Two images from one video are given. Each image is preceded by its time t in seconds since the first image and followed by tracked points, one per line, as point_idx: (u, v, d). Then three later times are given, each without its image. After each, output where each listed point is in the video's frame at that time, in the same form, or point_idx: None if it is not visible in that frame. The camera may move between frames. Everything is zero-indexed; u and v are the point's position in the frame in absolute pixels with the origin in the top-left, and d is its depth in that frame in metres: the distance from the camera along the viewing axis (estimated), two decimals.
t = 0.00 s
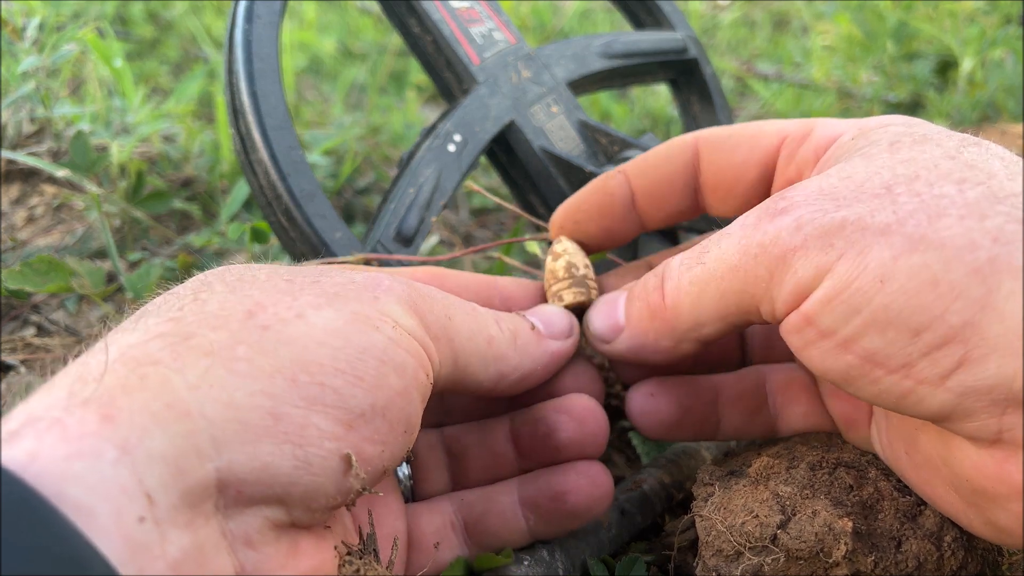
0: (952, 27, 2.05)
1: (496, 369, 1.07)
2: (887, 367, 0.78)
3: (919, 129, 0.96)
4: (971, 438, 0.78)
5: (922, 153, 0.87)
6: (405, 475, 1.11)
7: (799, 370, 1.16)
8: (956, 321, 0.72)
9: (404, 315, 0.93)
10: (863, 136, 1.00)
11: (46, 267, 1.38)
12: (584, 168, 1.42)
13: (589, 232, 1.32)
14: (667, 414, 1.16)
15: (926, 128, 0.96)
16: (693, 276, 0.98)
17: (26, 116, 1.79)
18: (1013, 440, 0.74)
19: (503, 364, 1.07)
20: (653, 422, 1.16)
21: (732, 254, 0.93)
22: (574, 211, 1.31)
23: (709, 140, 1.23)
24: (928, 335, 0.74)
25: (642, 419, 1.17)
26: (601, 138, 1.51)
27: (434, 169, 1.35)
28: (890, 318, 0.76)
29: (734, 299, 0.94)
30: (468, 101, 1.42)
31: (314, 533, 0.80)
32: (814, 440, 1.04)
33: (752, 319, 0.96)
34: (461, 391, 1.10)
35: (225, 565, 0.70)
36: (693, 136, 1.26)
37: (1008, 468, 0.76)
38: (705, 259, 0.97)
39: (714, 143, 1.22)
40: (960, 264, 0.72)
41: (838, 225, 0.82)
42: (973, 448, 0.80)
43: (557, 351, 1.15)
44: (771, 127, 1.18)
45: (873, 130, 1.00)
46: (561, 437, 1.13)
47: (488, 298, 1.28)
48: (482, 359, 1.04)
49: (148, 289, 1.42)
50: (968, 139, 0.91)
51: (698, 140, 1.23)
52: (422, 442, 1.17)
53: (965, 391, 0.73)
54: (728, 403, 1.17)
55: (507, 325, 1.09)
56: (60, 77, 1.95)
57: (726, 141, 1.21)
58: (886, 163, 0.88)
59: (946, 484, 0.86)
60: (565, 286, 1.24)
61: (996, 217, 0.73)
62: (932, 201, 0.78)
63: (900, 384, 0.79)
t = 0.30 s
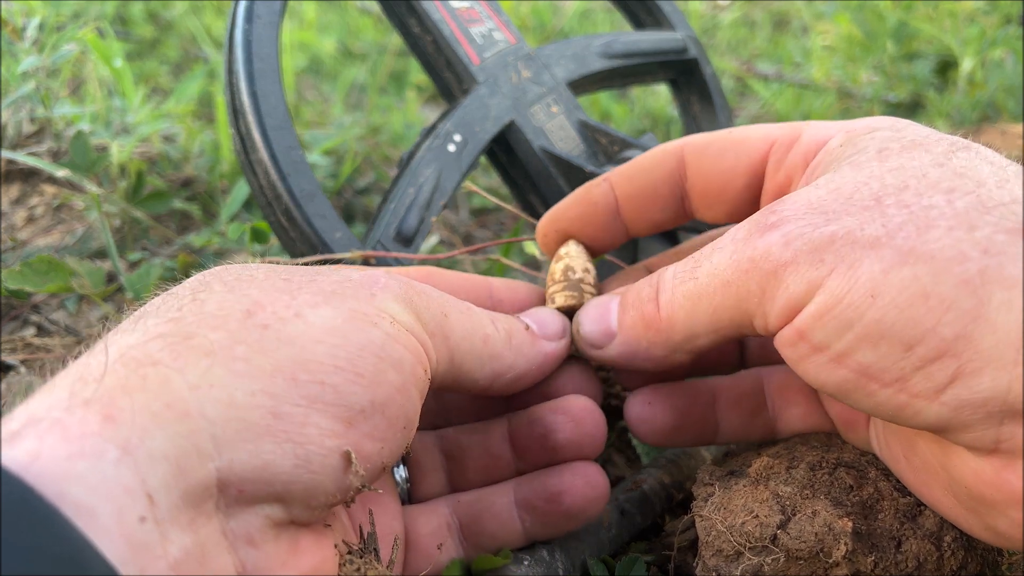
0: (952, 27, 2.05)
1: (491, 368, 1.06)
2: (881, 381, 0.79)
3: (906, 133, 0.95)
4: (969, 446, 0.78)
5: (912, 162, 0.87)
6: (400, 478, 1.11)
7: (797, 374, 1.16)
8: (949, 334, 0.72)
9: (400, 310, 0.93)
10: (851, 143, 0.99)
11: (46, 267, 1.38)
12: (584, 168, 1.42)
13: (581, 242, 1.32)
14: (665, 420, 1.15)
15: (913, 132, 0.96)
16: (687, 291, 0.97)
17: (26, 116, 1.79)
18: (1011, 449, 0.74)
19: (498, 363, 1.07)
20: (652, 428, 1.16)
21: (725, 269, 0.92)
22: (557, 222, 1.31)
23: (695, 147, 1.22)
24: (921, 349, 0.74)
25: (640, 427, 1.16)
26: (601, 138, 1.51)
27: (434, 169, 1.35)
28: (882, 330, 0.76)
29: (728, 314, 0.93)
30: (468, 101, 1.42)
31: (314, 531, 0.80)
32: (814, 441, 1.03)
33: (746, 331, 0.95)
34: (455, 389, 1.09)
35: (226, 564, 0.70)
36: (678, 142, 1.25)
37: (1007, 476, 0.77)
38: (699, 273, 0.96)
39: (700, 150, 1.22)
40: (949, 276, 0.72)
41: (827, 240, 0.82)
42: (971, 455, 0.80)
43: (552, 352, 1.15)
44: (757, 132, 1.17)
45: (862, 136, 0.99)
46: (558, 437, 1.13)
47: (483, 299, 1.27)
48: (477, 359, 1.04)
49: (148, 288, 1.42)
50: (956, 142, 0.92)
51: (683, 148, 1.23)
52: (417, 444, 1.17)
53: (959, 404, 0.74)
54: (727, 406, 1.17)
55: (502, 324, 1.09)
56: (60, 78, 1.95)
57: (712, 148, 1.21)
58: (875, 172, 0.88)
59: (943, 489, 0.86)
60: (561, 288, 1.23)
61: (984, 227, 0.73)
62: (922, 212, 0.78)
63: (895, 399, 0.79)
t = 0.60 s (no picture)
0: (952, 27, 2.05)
1: (501, 360, 1.06)
2: (869, 390, 0.79)
3: (899, 139, 0.95)
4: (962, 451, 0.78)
5: (902, 168, 0.88)
6: (410, 482, 1.12)
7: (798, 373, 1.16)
8: (930, 344, 0.73)
9: (404, 299, 0.92)
10: (843, 150, 0.99)
11: (46, 267, 1.38)
12: (584, 168, 1.43)
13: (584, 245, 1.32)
14: (665, 419, 1.15)
15: (906, 138, 0.96)
16: (682, 300, 0.97)
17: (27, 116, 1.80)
18: (1003, 454, 0.74)
19: (508, 356, 1.06)
20: (653, 427, 1.15)
21: (720, 280, 0.92)
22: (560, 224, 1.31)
23: (695, 152, 1.22)
24: (904, 358, 0.75)
25: (641, 426, 1.16)
26: (601, 138, 1.51)
27: (434, 168, 1.35)
28: (868, 341, 0.77)
29: (723, 323, 0.93)
30: (468, 101, 1.42)
31: (313, 539, 0.80)
32: (816, 441, 1.03)
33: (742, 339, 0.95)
34: (462, 386, 1.08)
35: (219, 569, 0.71)
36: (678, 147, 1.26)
37: (1002, 480, 0.76)
38: (694, 282, 0.96)
39: (699, 155, 1.22)
40: (930, 287, 0.73)
41: (815, 253, 0.83)
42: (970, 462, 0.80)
43: (562, 366, 1.15)
44: (756, 137, 1.17)
45: (855, 143, 0.99)
46: (551, 446, 1.10)
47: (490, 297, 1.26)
48: (486, 349, 1.03)
49: (149, 289, 1.42)
50: (948, 146, 0.91)
51: (682, 152, 1.23)
52: (427, 449, 1.18)
53: (946, 412, 0.74)
54: (727, 406, 1.17)
55: (511, 326, 1.09)
56: (60, 78, 1.95)
57: (711, 153, 1.21)
58: (864, 182, 0.88)
59: (944, 493, 0.85)
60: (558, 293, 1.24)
61: (967, 237, 0.74)
62: (906, 223, 0.78)
63: (883, 408, 0.79)
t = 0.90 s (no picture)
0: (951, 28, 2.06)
1: (484, 333, 1.04)
2: (865, 398, 0.80)
3: (894, 143, 0.96)
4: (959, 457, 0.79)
5: (901, 175, 0.88)
6: (393, 476, 1.11)
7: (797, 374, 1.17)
8: (926, 351, 0.74)
9: (387, 284, 0.90)
10: (840, 154, 1.00)
11: (46, 267, 1.38)
12: (584, 168, 1.43)
13: (586, 249, 1.31)
14: (666, 422, 1.15)
15: (902, 141, 0.96)
16: (678, 305, 0.95)
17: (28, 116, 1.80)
18: (996, 461, 0.76)
19: (490, 331, 1.04)
20: (653, 430, 1.15)
21: (717, 285, 0.91)
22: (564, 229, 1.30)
23: (694, 154, 1.22)
24: (901, 366, 0.76)
25: (641, 429, 1.15)
26: (601, 138, 1.51)
27: (434, 169, 1.35)
28: (864, 348, 0.77)
29: (720, 329, 0.92)
30: (468, 101, 1.43)
31: (314, 527, 0.80)
32: (813, 440, 1.04)
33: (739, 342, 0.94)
34: (443, 362, 1.05)
35: (222, 563, 0.71)
36: (676, 149, 1.26)
37: (998, 485, 0.78)
38: (691, 287, 0.94)
39: (698, 157, 1.22)
40: (926, 295, 0.74)
41: (809, 260, 0.83)
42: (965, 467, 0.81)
43: (536, 340, 1.11)
44: (753, 139, 1.18)
45: (851, 146, 1.00)
46: (540, 437, 1.11)
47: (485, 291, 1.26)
48: (468, 323, 1.01)
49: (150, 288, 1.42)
50: (943, 151, 0.92)
51: (682, 154, 1.23)
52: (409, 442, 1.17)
53: (943, 421, 0.75)
54: (726, 408, 1.18)
55: (490, 300, 1.07)
56: (60, 78, 1.95)
57: (710, 155, 1.21)
58: (861, 188, 0.89)
59: (939, 497, 0.86)
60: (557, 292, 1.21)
61: (963, 243, 0.75)
62: (903, 229, 0.79)
63: (879, 415, 0.80)
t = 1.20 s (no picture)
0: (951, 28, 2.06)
1: (494, 352, 1.02)
2: (872, 396, 0.79)
3: (900, 142, 0.96)
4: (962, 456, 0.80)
5: (903, 174, 0.88)
6: (396, 480, 1.13)
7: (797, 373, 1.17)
8: (936, 349, 0.74)
9: (398, 306, 0.91)
10: (844, 151, 1.00)
11: (46, 267, 1.38)
12: (584, 168, 1.43)
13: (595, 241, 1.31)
14: (667, 423, 1.15)
15: (907, 140, 0.96)
16: (681, 302, 0.94)
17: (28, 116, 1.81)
18: (1002, 461, 0.76)
19: (501, 349, 1.03)
20: (654, 430, 1.15)
21: (720, 281, 0.91)
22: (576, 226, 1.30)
23: (703, 144, 1.22)
24: (911, 364, 0.75)
25: (642, 430, 1.15)
26: (601, 138, 1.52)
27: (434, 169, 1.35)
28: (871, 347, 0.77)
29: (724, 326, 0.92)
30: (468, 101, 1.43)
31: (314, 528, 0.81)
32: (814, 440, 1.02)
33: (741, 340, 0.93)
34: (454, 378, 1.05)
35: (223, 563, 0.71)
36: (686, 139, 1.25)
37: (1000, 486, 0.78)
38: (694, 284, 0.94)
39: (707, 147, 1.22)
40: (937, 292, 0.74)
41: (816, 255, 0.83)
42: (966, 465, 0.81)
43: (551, 344, 1.09)
44: (760, 133, 1.17)
45: (856, 144, 1.00)
46: (543, 443, 1.11)
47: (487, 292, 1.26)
48: (478, 344, 0.99)
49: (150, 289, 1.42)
50: (948, 151, 0.92)
51: (691, 144, 1.23)
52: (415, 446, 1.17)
53: (951, 418, 0.75)
54: (727, 407, 1.18)
55: (501, 312, 1.04)
56: (61, 78, 1.96)
57: (718, 146, 1.21)
58: (866, 184, 0.89)
59: (940, 496, 0.86)
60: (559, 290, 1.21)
61: (972, 241, 0.76)
62: (910, 226, 0.79)
63: (886, 415, 0.80)
